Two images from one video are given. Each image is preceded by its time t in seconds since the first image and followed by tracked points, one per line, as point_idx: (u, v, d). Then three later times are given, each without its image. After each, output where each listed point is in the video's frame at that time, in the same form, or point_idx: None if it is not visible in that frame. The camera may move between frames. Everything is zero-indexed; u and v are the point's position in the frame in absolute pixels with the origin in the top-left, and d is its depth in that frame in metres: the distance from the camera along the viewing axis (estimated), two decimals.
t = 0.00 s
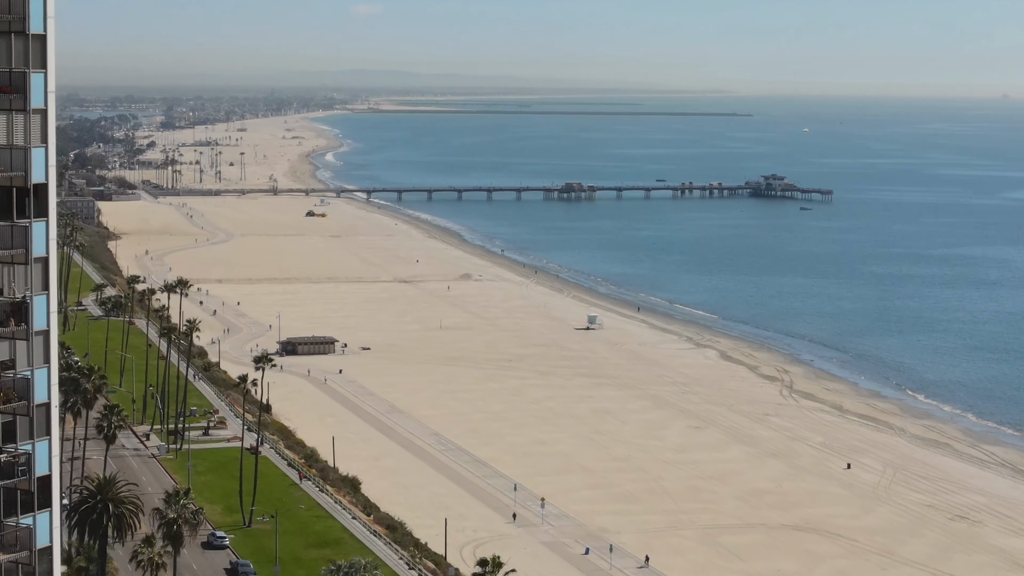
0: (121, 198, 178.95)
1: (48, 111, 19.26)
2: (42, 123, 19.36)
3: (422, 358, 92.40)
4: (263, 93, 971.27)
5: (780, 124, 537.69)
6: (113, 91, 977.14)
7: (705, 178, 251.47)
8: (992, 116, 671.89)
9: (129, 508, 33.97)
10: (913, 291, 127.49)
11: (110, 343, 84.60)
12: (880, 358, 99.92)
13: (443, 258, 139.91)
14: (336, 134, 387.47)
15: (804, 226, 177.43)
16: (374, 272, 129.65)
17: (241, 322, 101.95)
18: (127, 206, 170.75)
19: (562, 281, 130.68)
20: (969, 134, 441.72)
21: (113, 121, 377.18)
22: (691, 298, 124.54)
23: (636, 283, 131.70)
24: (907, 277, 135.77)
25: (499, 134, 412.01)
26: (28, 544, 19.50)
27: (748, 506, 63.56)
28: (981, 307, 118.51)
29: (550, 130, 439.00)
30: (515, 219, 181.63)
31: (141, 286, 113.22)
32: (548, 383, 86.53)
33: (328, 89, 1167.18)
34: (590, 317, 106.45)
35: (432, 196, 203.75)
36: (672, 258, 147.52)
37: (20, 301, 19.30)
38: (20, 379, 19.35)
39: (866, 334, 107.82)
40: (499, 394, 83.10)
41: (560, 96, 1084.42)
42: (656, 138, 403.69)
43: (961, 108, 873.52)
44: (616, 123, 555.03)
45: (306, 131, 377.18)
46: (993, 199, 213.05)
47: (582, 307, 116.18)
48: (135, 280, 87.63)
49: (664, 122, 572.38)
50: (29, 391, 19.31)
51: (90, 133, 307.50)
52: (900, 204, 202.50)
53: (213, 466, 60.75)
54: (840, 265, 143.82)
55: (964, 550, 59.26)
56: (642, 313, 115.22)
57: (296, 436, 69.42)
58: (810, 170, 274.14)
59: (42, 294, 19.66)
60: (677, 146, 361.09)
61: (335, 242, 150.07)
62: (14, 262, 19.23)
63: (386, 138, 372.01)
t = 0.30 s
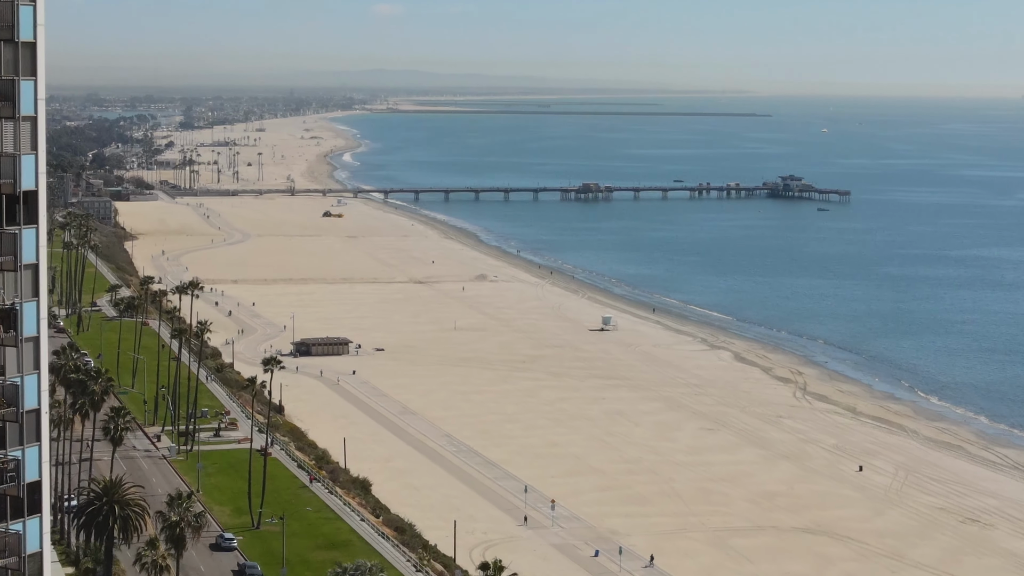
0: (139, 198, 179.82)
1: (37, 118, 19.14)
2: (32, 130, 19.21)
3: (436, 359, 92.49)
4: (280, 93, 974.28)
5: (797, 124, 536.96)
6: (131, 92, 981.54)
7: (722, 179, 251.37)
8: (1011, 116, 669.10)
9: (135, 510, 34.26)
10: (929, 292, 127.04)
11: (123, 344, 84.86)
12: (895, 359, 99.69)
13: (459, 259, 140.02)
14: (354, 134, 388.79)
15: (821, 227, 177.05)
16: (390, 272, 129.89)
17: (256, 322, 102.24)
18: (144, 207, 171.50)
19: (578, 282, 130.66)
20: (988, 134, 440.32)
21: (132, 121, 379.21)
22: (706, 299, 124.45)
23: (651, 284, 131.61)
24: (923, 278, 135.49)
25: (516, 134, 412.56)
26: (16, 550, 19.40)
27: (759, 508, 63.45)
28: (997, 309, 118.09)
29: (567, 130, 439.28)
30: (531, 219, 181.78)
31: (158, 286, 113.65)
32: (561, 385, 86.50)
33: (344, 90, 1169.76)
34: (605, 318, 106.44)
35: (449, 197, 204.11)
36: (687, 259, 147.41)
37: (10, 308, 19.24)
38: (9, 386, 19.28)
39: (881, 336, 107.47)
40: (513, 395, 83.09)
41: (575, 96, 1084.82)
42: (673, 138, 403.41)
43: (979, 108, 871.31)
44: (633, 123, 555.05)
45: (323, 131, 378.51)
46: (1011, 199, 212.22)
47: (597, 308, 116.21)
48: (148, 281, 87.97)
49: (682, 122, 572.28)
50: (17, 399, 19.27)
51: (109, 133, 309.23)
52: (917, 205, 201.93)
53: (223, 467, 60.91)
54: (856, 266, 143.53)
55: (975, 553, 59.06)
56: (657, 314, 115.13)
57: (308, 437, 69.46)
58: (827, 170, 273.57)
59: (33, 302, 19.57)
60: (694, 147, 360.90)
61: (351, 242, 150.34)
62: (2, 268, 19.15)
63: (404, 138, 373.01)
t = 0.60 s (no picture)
0: (157, 198, 180.40)
1: (27, 125, 18.85)
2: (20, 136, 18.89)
3: (449, 361, 92.46)
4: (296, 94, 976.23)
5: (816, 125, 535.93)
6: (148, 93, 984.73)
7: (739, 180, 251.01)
8: None
9: (141, 512, 34.55)
10: (946, 294, 126.57)
11: (136, 346, 85.02)
12: (912, 361, 99.30)
13: (475, 259, 140.11)
14: (372, 134, 389.53)
15: (838, 229, 176.66)
16: (405, 273, 129.94)
17: (271, 323, 102.37)
18: (161, 207, 171.95)
19: (594, 283, 130.46)
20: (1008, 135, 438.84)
21: (150, 121, 380.53)
22: (722, 300, 124.17)
23: (666, 286, 131.42)
24: (939, 280, 135.00)
25: (534, 134, 412.65)
26: None
27: (769, 511, 63.31)
28: (1013, 310, 117.58)
29: (584, 130, 439.34)
30: (547, 220, 181.81)
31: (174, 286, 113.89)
32: (574, 386, 86.33)
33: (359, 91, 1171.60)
34: (620, 319, 106.28)
35: (467, 198, 204.22)
36: (703, 260, 147.12)
37: None
38: None
39: (897, 338, 107.08)
40: (525, 397, 83.00)
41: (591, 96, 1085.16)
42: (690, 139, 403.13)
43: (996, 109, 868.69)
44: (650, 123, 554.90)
45: (341, 131, 379.19)
46: None
47: (611, 309, 116.11)
48: (162, 281, 88.08)
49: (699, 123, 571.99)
50: None
51: (128, 133, 310.41)
52: (935, 206, 201.24)
53: (232, 469, 60.94)
54: (872, 267, 143.08)
55: (985, 557, 58.87)
56: (673, 315, 114.93)
57: (319, 439, 69.52)
58: (845, 171, 272.94)
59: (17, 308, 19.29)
60: (712, 147, 360.40)
61: (367, 243, 150.47)
62: None
63: (422, 139, 373.45)
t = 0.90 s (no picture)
0: (175, 198, 181.10)
1: (13, 134, 22.85)
2: (8, 146, 22.91)
3: (464, 361, 92.50)
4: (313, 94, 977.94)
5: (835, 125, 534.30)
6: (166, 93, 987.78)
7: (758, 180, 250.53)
8: None
9: (148, 514, 34.83)
10: (963, 296, 126.06)
11: (149, 346, 85.26)
12: (927, 363, 99.01)
13: (491, 260, 140.12)
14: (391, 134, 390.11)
15: (855, 229, 176.25)
16: (421, 273, 130.11)
17: (286, 324, 102.56)
18: (179, 207, 172.55)
19: (609, 284, 130.35)
20: None
21: (170, 121, 381.93)
22: (738, 301, 124.00)
23: (683, 287, 131.33)
24: (956, 281, 134.51)
25: (552, 134, 412.57)
26: None
27: (781, 513, 63.21)
28: None
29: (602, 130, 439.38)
30: (564, 220, 181.80)
31: (191, 287, 114.31)
32: (588, 388, 86.26)
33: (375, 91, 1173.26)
34: (634, 320, 106.18)
35: (485, 198, 204.37)
36: (718, 261, 146.92)
37: None
38: None
39: (912, 340, 106.71)
40: (539, 398, 82.97)
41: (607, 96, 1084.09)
42: (707, 139, 402.76)
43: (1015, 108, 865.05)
44: (669, 122, 554.27)
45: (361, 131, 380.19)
46: None
47: (626, 310, 116.07)
48: (175, 282, 88.30)
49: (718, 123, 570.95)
50: None
51: (148, 133, 311.62)
52: (954, 207, 200.35)
53: (243, 471, 60.98)
54: (888, 268, 142.66)
55: (996, 560, 58.65)
56: (688, 316, 114.78)
57: (331, 441, 69.49)
58: (865, 172, 272.03)
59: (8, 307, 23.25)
60: (732, 147, 359.63)
61: (384, 243, 150.69)
62: None
63: (440, 138, 373.90)
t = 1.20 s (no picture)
0: (192, 198, 181.76)
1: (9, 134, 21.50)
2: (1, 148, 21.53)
3: (478, 363, 92.52)
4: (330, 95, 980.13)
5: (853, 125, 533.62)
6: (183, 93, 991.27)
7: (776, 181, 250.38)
8: None
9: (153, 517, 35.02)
10: (980, 297, 125.70)
11: (163, 347, 85.44)
12: (942, 365, 98.75)
13: (506, 261, 140.19)
14: (409, 134, 390.88)
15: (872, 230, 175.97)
16: (436, 274, 130.28)
17: (300, 324, 102.79)
18: (196, 207, 173.08)
19: (624, 285, 130.37)
20: None
21: (189, 121, 383.48)
22: (754, 302, 123.85)
23: (698, 287, 131.24)
24: (972, 282, 134.08)
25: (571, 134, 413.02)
26: None
27: (791, 515, 63.10)
28: None
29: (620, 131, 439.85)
30: (580, 220, 181.89)
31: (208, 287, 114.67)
32: (601, 390, 86.21)
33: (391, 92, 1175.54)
34: (648, 321, 106.08)
35: (502, 199, 204.57)
36: (733, 262, 146.81)
37: None
38: None
39: (927, 342, 106.43)
40: (553, 400, 82.95)
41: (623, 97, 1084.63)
42: (724, 139, 402.30)
43: None
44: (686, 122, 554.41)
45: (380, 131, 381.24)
46: None
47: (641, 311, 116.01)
48: (188, 284, 88.52)
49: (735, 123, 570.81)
50: None
51: (167, 133, 312.80)
52: (972, 208, 199.69)
53: (253, 472, 61.09)
54: (904, 270, 142.38)
55: (1007, 563, 58.43)
56: (703, 318, 114.69)
57: (343, 442, 69.60)
58: (883, 172, 271.53)
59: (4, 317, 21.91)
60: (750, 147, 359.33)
61: (400, 244, 150.96)
62: None
63: (458, 138, 374.66)
